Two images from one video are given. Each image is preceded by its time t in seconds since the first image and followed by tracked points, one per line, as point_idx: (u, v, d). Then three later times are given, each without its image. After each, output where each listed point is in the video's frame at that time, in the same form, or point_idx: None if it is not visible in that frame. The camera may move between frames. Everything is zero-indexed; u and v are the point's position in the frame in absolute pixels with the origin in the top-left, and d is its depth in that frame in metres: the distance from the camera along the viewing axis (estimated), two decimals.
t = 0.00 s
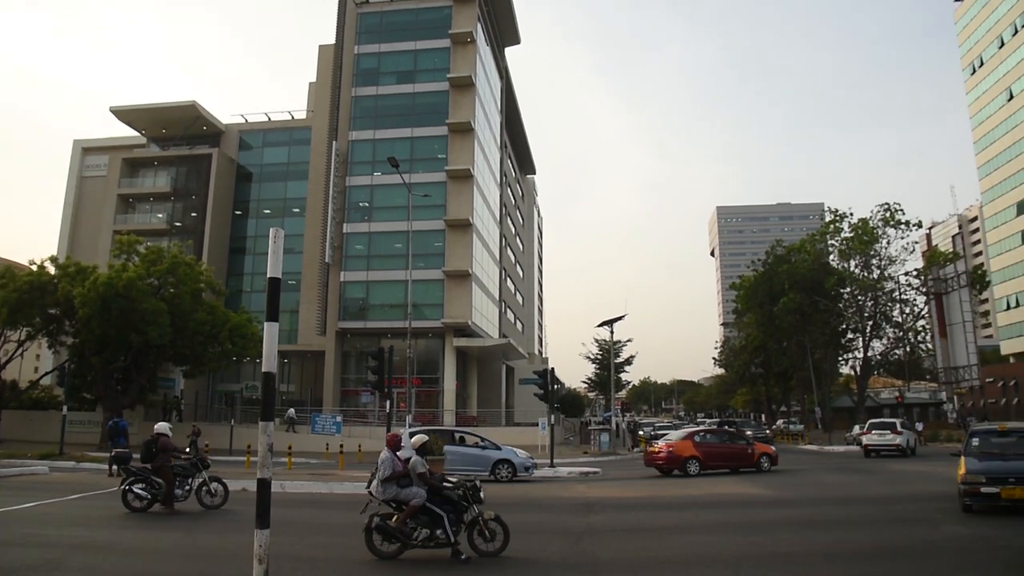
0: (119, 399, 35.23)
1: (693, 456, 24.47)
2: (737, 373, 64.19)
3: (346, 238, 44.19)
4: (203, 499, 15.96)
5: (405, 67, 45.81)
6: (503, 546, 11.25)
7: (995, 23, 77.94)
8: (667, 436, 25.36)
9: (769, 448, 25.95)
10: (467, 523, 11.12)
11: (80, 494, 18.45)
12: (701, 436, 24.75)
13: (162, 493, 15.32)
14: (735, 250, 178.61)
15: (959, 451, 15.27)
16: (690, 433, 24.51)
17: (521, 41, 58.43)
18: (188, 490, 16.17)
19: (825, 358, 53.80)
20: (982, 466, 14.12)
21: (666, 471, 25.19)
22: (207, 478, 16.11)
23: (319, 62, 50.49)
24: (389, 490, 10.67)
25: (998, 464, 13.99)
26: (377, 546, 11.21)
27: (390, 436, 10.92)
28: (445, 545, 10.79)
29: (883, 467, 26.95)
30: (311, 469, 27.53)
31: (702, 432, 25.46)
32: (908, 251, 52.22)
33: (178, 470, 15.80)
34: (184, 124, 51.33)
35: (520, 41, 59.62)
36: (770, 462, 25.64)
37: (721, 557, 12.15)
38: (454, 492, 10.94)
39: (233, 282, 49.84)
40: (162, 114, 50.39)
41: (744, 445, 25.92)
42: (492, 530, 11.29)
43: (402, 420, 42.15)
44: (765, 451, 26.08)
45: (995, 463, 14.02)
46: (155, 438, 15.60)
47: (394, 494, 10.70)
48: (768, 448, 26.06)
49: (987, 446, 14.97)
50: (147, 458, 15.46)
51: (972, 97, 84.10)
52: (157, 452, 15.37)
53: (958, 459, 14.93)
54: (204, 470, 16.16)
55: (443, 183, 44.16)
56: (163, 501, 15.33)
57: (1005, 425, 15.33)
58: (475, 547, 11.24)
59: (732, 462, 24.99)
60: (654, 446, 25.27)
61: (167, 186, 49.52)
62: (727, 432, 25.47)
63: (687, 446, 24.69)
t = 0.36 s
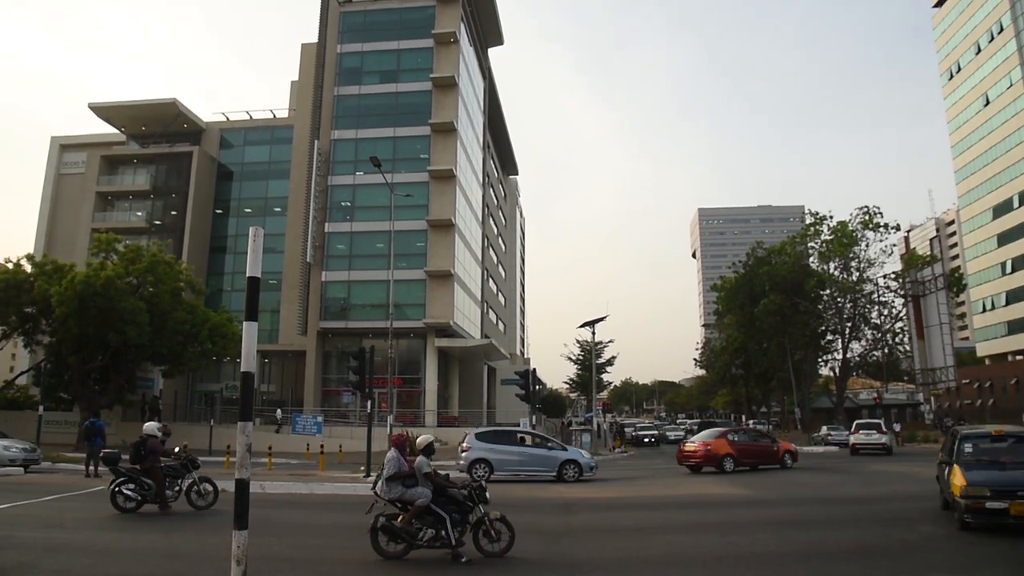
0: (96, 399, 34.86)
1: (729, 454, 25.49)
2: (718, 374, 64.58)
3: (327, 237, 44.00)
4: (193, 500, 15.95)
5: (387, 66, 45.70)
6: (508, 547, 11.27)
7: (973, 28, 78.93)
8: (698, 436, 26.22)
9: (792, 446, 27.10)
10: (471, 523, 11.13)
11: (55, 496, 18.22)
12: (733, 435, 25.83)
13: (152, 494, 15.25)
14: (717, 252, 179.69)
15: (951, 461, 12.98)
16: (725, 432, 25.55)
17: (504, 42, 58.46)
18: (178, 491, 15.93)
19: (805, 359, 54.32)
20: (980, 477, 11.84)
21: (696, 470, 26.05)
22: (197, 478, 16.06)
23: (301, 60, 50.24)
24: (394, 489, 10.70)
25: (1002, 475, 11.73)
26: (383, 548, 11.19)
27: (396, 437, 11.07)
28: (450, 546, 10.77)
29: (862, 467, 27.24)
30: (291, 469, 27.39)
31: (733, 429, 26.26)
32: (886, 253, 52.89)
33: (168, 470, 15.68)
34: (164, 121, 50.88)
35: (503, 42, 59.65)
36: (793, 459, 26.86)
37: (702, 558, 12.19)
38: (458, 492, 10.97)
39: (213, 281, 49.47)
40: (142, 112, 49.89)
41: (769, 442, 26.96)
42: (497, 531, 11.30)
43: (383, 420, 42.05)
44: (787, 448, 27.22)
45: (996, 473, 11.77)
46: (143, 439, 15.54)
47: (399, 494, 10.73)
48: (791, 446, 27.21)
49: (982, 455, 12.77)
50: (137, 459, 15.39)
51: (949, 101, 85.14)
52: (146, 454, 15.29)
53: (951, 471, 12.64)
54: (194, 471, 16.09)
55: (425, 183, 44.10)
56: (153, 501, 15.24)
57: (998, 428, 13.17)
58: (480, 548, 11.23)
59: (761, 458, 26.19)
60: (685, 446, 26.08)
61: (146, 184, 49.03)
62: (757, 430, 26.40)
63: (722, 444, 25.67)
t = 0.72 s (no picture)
0: (73, 399, 34.51)
1: (753, 452, 26.82)
2: (698, 375, 64.96)
3: (309, 236, 43.81)
4: (176, 500, 15.85)
5: (370, 65, 45.58)
6: (505, 547, 11.28)
7: (950, 34, 79.97)
8: (722, 433, 27.64)
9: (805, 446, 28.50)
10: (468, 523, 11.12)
11: (30, 496, 17.97)
12: (757, 434, 27.19)
13: (134, 495, 15.17)
14: (698, 253, 180.70)
15: (963, 473, 10.79)
16: (749, 430, 26.97)
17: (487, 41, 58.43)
18: (161, 491, 15.78)
19: (785, 360, 54.77)
20: (1006, 493, 9.68)
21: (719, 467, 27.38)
22: (181, 478, 15.93)
23: (283, 58, 49.98)
24: (391, 489, 10.66)
25: None
26: (379, 547, 11.21)
27: (391, 435, 11.04)
28: (447, 546, 10.78)
29: (840, 468, 27.56)
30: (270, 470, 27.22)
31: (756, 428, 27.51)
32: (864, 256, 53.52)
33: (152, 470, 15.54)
34: (144, 118, 50.45)
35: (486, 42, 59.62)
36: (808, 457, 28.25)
37: (681, 558, 12.21)
38: (455, 492, 10.96)
39: (193, 280, 49.11)
40: (122, 108, 49.45)
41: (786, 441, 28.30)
42: (494, 531, 11.31)
43: (364, 421, 41.92)
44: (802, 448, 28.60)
45: None
46: (126, 439, 15.40)
47: (396, 494, 10.68)
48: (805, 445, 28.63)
49: (997, 466, 10.67)
50: (119, 459, 15.26)
51: (927, 106, 86.17)
52: (128, 454, 15.14)
53: (963, 486, 10.45)
54: (178, 471, 15.97)
55: (408, 182, 44.01)
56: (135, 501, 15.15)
57: (1012, 434, 11.11)
58: (476, 547, 11.25)
59: (780, 457, 27.51)
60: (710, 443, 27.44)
61: (125, 181, 48.57)
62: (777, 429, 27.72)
63: (748, 442, 26.94)
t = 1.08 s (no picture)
0: (48, 398, 34.02)
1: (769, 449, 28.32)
2: (679, 376, 65.32)
3: (289, 235, 43.57)
4: (154, 500, 15.72)
5: (352, 64, 45.41)
6: (493, 547, 11.31)
7: (928, 41, 80.99)
8: (737, 433, 28.95)
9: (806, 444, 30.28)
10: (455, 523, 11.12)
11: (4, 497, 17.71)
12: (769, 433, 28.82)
13: (111, 495, 15.03)
14: (679, 255, 181.67)
15: (1005, 490, 8.64)
16: (764, 430, 28.42)
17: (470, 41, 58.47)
18: (139, 491, 15.64)
19: (764, 361, 55.18)
20: None
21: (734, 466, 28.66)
22: (159, 478, 15.80)
23: (265, 55, 49.68)
24: (379, 488, 10.64)
25: None
26: (365, 547, 11.19)
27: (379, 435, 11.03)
28: (434, 546, 10.79)
29: (817, 468, 27.91)
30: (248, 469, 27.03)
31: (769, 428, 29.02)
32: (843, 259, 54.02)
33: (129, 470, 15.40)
34: (122, 114, 49.93)
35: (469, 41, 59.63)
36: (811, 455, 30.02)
37: (660, 558, 12.28)
38: (442, 492, 10.95)
39: (171, 278, 48.68)
40: (101, 104, 48.92)
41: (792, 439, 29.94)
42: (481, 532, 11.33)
43: (344, 420, 41.72)
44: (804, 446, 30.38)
45: None
46: (103, 438, 15.24)
47: (384, 493, 10.66)
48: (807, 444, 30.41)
49: None
50: (95, 459, 15.10)
51: (904, 111, 87.26)
52: (104, 454, 14.98)
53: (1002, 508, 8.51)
54: (156, 471, 15.84)
55: (389, 182, 43.91)
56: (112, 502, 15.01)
57: None
58: (462, 548, 11.25)
59: (787, 456, 29.12)
60: (726, 442, 28.77)
61: (103, 177, 48.02)
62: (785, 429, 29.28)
63: (763, 441, 28.40)
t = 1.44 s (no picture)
0: (22, 397, 33.52)
1: (774, 449, 30.11)
2: (659, 376, 65.66)
3: (269, 233, 43.28)
4: (129, 500, 15.54)
5: (334, 62, 45.18)
6: (474, 546, 11.31)
7: (907, 46, 82.00)
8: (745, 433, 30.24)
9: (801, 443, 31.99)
10: (435, 523, 11.11)
11: None
12: (772, 434, 30.62)
13: (86, 495, 14.82)
14: (659, 256, 182.53)
15: None
16: (772, 430, 29.82)
17: (453, 41, 58.40)
18: (113, 491, 15.46)
19: (743, 362, 55.61)
20: None
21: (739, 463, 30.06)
22: (134, 478, 15.64)
23: (247, 52, 49.36)
24: (358, 489, 10.61)
25: None
26: (346, 547, 11.14)
27: (358, 435, 11.00)
28: (415, 547, 10.76)
29: (796, 469, 28.21)
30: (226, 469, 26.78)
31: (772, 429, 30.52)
32: (822, 262, 54.55)
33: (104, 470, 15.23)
34: (100, 109, 49.33)
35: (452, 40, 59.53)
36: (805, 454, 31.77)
37: (639, 558, 12.34)
38: (423, 493, 10.93)
39: (150, 275, 48.21)
40: (78, 99, 48.33)
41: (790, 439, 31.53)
42: (462, 533, 11.32)
43: (323, 420, 41.48)
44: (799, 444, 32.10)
45: None
46: (77, 437, 15.04)
47: (364, 494, 10.62)
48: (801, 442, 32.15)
49: None
50: (69, 459, 14.89)
51: (883, 116, 88.28)
52: (78, 454, 14.78)
53: None
54: (132, 470, 15.67)
55: (371, 181, 43.75)
56: (87, 502, 14.81)
57: None
58: (444, 547, 11.24)
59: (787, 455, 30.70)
60: (736, 441, 30.09)
61: (80, 173, 47.43)
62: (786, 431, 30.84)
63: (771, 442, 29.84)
